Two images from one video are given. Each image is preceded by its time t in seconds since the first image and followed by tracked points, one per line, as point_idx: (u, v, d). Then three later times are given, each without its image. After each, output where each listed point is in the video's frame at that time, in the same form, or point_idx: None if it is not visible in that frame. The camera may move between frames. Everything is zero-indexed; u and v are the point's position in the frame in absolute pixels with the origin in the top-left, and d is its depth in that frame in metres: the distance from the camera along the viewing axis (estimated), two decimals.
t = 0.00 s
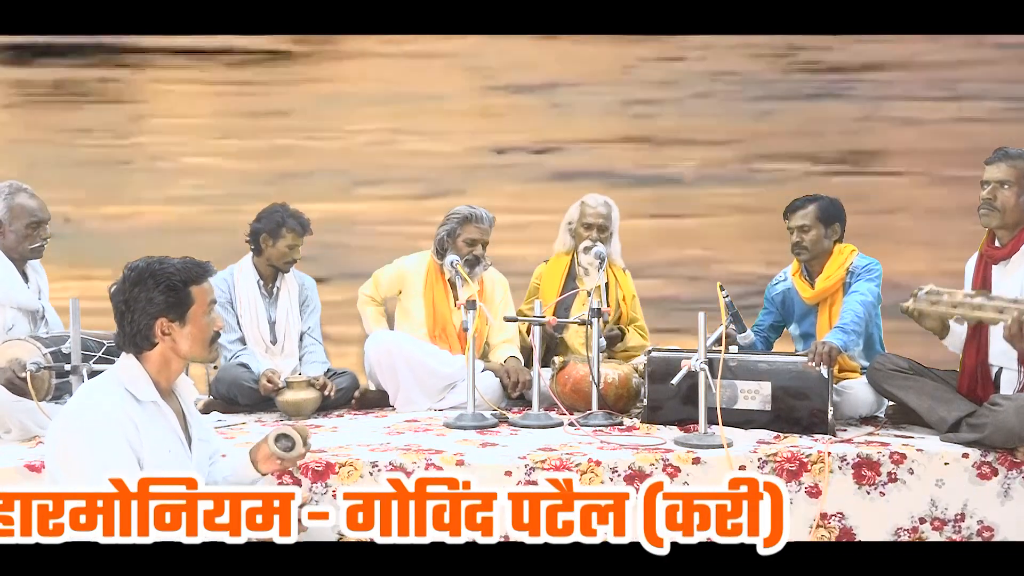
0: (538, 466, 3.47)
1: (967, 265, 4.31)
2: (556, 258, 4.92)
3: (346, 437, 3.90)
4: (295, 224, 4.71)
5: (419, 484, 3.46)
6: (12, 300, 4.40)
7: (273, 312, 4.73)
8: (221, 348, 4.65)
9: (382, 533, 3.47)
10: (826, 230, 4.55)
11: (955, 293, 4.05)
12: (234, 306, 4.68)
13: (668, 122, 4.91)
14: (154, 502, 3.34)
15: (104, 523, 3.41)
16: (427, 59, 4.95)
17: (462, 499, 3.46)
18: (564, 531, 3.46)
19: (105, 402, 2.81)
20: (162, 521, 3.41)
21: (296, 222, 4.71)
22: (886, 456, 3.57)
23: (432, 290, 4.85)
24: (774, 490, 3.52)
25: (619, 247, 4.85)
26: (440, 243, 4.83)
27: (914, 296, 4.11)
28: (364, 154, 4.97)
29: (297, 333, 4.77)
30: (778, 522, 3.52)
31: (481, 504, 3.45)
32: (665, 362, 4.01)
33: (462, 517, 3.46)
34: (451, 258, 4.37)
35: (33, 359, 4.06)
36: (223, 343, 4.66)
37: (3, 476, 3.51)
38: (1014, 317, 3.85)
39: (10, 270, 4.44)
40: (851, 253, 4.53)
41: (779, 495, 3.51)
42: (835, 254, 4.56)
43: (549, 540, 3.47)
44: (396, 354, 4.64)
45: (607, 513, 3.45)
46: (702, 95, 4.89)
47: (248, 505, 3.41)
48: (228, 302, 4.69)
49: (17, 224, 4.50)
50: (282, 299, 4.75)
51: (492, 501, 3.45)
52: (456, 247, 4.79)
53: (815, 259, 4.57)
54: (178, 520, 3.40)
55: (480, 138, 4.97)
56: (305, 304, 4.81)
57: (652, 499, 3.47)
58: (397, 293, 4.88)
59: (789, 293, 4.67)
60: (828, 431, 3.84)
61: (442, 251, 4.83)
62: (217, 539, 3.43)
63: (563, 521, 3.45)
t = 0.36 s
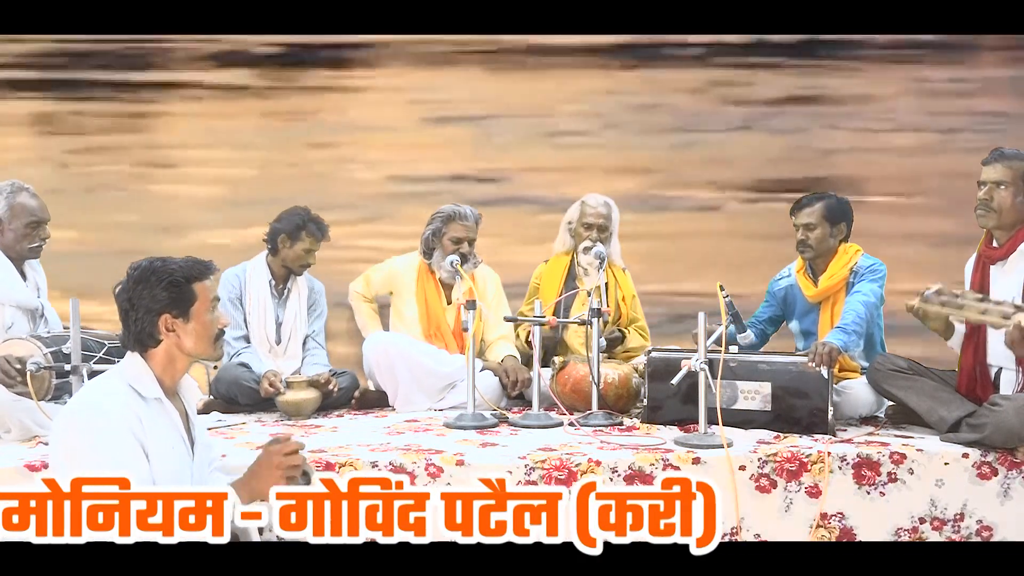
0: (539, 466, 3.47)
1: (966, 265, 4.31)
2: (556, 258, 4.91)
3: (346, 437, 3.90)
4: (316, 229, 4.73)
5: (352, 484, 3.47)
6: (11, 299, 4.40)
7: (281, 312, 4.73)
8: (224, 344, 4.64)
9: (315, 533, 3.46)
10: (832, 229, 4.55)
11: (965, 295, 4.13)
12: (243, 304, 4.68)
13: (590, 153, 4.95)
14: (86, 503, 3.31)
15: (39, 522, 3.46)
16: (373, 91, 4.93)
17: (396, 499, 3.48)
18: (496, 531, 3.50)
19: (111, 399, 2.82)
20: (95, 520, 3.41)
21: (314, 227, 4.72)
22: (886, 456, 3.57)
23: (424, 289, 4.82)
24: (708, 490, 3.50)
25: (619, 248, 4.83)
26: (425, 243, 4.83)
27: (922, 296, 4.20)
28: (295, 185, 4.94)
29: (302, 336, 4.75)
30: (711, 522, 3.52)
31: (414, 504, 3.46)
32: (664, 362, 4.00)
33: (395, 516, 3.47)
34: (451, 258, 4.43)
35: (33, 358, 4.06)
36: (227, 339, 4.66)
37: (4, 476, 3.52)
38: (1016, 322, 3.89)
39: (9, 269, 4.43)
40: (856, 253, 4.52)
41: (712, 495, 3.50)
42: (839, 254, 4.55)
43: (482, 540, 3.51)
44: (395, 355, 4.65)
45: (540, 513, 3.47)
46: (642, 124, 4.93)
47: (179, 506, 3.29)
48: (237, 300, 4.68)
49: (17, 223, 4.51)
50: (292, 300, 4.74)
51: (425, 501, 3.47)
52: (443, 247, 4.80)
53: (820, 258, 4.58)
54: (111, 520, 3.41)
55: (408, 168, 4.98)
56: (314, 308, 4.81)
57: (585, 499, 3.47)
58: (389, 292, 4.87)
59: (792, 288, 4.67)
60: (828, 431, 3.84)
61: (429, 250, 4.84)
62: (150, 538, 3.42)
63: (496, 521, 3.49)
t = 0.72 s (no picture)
0: (538, 466, 3.47)
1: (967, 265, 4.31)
2: (555, 259, 4.92)
3: (346, 437, 3.91)
4: (326, 233, 4.73)
5: (284, 484, 3.42)
6: (9, 301, 4.39)
7: (285, 313, 4.72)
8: (225, 342, 4.66)
9: (247, 533, 3.42)
10: (837, 228, 4.54)
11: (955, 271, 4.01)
12: (248, 303, 4.70)
13: (550, 170, 5.03)
14: (20, 502, 3.44)
15: None
16: (359, 101, 4.98)
17: (328, 498, 3.48)
18: (429, 531, 3.50)
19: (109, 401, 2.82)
20: (28, 521, 3.45)
21: (326, 230, 4.73)
22: (886, 456, 3.57)
23: (420, 289, 4.83)
24: (642, 491, 3.47)
25: (618, 247, 4.85)
26: (420, 244, 4.82)
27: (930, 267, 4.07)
28: (279, 198, 5.01)
29: (304, 337, 4.74)
30: (644, 523, 3.50)
31: (346, 504, 3.48)
32: (664, 362, 4.00)
33: (327, 516, 3.47)
34: (451, 258, 4.35)
35: (33, 359, 4.07)
36: (228, 338, 4.67)
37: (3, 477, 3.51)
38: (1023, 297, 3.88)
39: (7, 270, 4.44)
40: (860, 254, 4.53)
41: (645, 496, 3.47)
42: (844, 254, 4.55)
43: (414, 540, 3.51)
44: (394, 355, 4.62)
45: (473, 513, 3.48)
46: (601, 145, 5.00)
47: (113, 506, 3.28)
48: (242, 298, 4.70)
49: (15, 225, 4.50)
50: (296, 300, 4.74)
51: (357, 501, 3.48)
52: (437, 248, 4.79)
53: (824, 257, 4.57)
54: (43, 520, 3.43)
55: (359, 195, 5.03)
56: (316, 308, 4.81)
57: (517, 499, 3.47)
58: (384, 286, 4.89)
59: (794, 285, 4.69)
60: (828, 431, 3.85)
61: (424, 250, 4.82)
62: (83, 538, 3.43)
63: (429, 521, 3.50)
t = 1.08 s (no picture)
0: (539, 466, 3.47)
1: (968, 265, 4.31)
2: (554, 260, 4.90)
3: (346, 437, 3.90)
4: (315, 228, 4.72)
5: (217, 484, 3.41)
6: (10, 300, 4.39)
7: (280, 312, 4.72)
8: (223, 344, 4.63)
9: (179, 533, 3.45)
10: (841, 228, 4.55)
11: (954, 305, 4.00)
12: (243, 305, 4.67)
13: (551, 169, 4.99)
14: None
15: None
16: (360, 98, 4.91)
17: (261, 498, 3.45)
18: (363, 531, 3.49)
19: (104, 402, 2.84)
20: None
21: (314, 226, 4.71)
22: (886, 456, 3.57)
23: (428, 288, 4.81)
24: (574, 490, 3.46)
25: (618, 245, 4.84)
26: (432, 243, 4.81)
27: (912, 308, 4.01)
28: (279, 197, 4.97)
29: (303, 336, 4.74)
30: (576, 523, 3.50)
31: (279, 504, 3.45)
32: (664, 362, 4.00)
33: (260, 516, 3.45)
34: (451, 258, 4.41)
35: (34, 358, 4.05)
36: (226, 340, 4.65)
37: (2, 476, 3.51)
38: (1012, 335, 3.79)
39: (7, 269, 4.43)
40: (862, 254, 4.52)
41: (578, 496, 3.46)
42: (846, 254, 4.55)
43: (347, 540, 3.51)
44: (391, 356, 4.61)
45: (405, 513, 3.49)
46: (602, 150, 4.94)
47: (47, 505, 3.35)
48: (235, 300, 4.68)
49: (8, 221, 4.50)
50: (291, 300, 4.74)
51: (290, 501, 3.45)
52: (449, 247, 4.78)
53: (827, 257, 4.58)
54: None
55: (359, 196, 5.00)
56: (312, 307, 4.80)
57: (450, 498, 3.49)
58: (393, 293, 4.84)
59: (795, 284, 4.68)
60: (828, 431, 3.85)
61: (435, 251, 4.81)
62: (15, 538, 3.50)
63: (362, 522, 3.49)
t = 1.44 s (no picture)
0: (539, 466, 3.47)
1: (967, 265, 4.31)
2: (553, 261, 4.92)
3: (346, 437, 3.91)
4: (297, 223, 4.72)
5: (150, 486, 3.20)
6: (14, 301, 4.39)
7: (274, 312, 4.73)
8: (221, 347, 4.63)
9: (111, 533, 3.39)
10: (842, 227, 4.54)
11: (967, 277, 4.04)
12: (236, 306, 4.66)
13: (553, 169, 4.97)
14: None
15: None
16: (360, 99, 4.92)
17: (193, 498, 3.33)
18: (296, 531, 3.47)
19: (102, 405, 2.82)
20: None
21: (297, 221, 4.71)
22: (886, 456, 3.57)
23: (433, 286, 4.81)
24: (507, 489, 3.47)
25: (617, 243, 4.85)
26: (435, 244, 4.76)
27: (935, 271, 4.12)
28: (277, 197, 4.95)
29: (298, 334, 4.77)
30: (509, 523, 3.50)
31: (211, 504, 3.36)
32: (665, 361, 4.01)
33: (193, 516, 3.40)
34: (451, 258, 4.40)
35: (33, 359, 4.07)
36: (223, 342, 4.65)
37: (3, 477, 3.50)
38: None
39: (13, 270, 4.43)
40: (862, 254, 4.52)
41: (511, 495, 3.46)
42: (846, 254, 4.55)
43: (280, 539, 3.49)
44: (386, 357, 4.62)
45: (338, 513, 3.48)
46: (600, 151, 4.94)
47: None
48: (228, 302, 4.66)
49: (9, 219, 4.53)
50: (283, 299, 4.75)
51: (222, 501, 3.37)
52: (449, 247, 4.71)
53: (826, 256, 4.58)
54: None
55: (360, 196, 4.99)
56: (306, 304, 4.82)
57: (382, 498, 3.49)
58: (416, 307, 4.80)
59: (794, 284, 4.69)
60: (828, 432, 3.85)
61: (437, 251, 4.77)
62: None
63: (295, 522, 3.46)
